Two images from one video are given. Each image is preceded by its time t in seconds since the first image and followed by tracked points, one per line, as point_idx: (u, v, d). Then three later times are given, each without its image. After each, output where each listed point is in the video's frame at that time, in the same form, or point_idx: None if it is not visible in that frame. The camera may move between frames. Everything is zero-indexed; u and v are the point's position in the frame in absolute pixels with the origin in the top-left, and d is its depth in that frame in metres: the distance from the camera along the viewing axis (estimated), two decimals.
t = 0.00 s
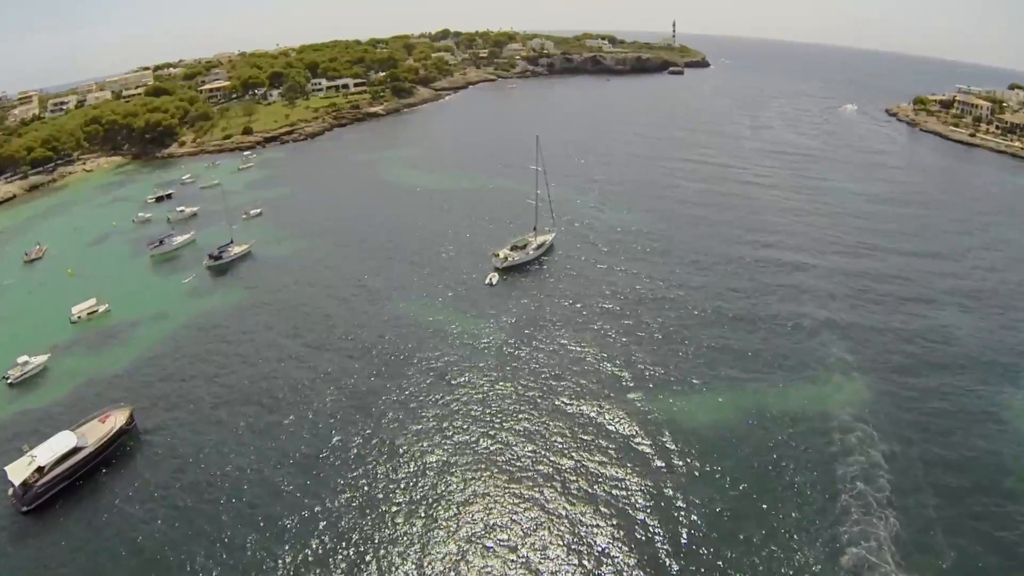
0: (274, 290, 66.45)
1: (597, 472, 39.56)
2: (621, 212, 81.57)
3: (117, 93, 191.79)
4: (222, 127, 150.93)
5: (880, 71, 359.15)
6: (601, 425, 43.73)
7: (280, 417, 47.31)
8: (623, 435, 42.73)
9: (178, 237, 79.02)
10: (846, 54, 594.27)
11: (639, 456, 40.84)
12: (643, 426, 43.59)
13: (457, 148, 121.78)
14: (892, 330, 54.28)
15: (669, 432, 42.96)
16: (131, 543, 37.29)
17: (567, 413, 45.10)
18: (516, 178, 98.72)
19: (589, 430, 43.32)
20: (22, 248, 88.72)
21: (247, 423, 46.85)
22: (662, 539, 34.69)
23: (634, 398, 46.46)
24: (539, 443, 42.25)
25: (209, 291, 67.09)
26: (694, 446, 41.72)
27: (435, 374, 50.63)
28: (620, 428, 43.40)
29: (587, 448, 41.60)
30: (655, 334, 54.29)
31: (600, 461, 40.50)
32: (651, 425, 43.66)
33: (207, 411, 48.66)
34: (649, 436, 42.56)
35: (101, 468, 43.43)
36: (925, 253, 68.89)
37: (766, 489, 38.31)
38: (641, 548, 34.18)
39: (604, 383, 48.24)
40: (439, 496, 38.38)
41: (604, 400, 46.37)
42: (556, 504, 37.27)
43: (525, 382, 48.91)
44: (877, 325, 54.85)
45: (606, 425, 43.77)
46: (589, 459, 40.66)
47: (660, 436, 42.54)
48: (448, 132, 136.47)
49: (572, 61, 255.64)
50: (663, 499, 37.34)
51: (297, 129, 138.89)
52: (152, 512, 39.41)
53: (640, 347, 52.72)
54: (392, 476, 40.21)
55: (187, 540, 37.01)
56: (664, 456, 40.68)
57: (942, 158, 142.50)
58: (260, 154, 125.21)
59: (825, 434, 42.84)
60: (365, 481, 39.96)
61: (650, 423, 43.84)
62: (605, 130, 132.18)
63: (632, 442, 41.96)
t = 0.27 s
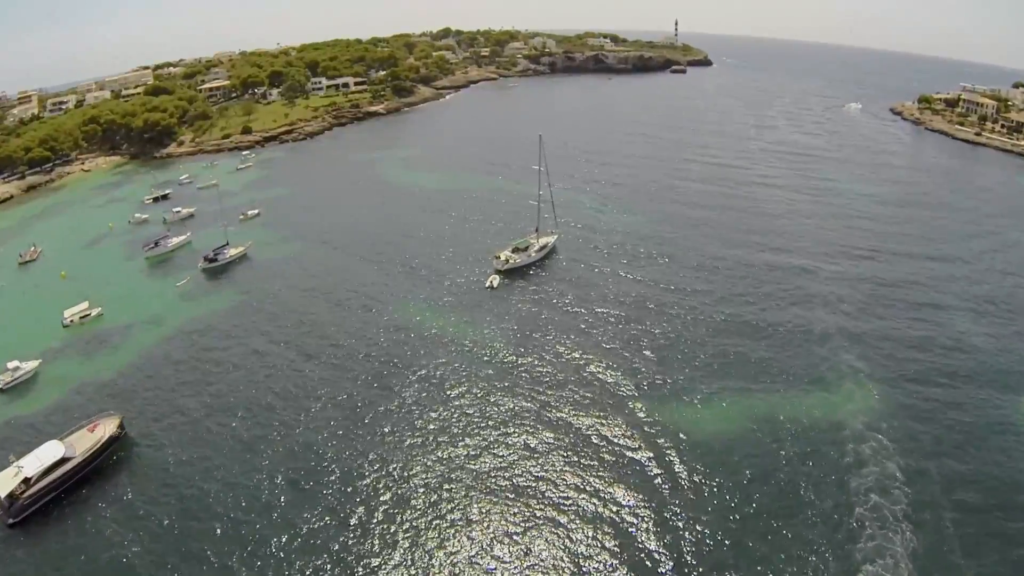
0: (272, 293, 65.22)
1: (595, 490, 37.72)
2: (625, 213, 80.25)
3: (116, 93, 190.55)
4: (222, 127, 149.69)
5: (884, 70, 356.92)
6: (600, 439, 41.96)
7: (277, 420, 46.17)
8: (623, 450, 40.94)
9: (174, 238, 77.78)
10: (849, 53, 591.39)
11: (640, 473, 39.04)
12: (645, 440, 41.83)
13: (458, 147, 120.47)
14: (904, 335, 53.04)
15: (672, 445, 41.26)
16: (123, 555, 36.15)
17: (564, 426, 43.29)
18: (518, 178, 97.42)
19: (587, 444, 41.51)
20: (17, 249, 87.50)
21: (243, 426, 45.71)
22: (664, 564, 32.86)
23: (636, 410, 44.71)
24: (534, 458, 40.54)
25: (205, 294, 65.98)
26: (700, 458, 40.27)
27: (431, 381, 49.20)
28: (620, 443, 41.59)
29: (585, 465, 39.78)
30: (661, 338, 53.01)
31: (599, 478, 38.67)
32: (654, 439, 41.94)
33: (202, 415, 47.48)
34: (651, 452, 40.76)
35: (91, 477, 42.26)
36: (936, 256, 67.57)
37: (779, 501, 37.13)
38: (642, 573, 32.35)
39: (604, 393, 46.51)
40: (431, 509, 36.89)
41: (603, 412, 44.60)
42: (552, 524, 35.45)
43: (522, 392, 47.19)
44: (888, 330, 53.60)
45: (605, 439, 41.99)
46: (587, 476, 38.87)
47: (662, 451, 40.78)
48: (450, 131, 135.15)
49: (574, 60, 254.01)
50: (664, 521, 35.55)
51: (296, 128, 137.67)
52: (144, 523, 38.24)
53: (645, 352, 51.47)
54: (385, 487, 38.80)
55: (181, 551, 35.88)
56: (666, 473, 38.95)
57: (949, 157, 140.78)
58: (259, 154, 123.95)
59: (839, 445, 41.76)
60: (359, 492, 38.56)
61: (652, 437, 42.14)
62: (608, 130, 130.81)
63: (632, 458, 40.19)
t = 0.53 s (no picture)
0: (267, 295, 63.88)
1: (593, 512, 35.77)
2: (628, 216, 78.95)
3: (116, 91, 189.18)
4: (221, 126, 148.36)
5: (887, 71, 355.40)
6: (599, 457, 40.02)
7: (272, 428, 44.92)
8: (623, 468, 39.01)
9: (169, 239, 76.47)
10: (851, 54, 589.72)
11: (640, 493, 37.11)
12: (646, 457, 39.99)
13: (459, 147, 119.21)
14: (915, 344, 51.82)
15: (675, 464, 39.39)
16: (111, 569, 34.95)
17: (561, 443, 41.37)
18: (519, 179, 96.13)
19: (585, 462, 39.61)
20: (11, 249, 86.15)
21: (236, 434, 44.42)
22: None
23: (637, 425, 42.88)
24: (530, 475, 38.69)
25: (199, 297, 64.60)
26: (706, 474, 38.79)
27: (426, 390, 47.54)
28: (619, 461, 39.68)
29: (583, 484, 37.83)
30: (666, 346, 51.64)
31: (597, 498, 36.73)
32: (656, 456, 40.10)
33: (194, 423, 46.22)
34: (652, 471, 38.86)
35: (77, 488, 40.88)
36: (945, 262, 66.31)
37: (789, 518, 35.91)
38: None
39: (603, 407, 44.74)
40: (426, 524, 35.26)
41: (602, 428, 42.69)
42: (548, 548, 33.50)
43: (519, 404, 45.43)
44: (898, 338, 52.41)
45: (603, 457, 40.06)
46: (585, 497, 36.94)
47: (665, 470, 38.89)
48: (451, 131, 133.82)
49: (577, 60, 252.66)
50: (666, 546, 33.60)
51: (296, 128, 136.41)
52: (133, 535, 37.03)
53: (649, 360, 50.13)
54: (378, 501, 37.18)
55: (172, 565, 34.70)
56: (668, 494, 37.07)
57: (954, 160, 139.41)
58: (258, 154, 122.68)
59: (850, 459, 40.59)
60: (351, 505, 37.01)
61: (656, 451, 40.48)
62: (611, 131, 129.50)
63: (632, 477, 38.24)
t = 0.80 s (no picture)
0: (264, 299, 62.67)
1: (593, 532, 34.21)
2: (632, 217, 77.66)
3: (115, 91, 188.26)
4: (220, 126, 147.22)
5: (890, 70, 353.45)
6: (597, 475, 38.24)
7: (265, 437, 43.66)
8: (622, 487, 37.22)
9: (164, 241, 75.25)
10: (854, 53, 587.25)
11: (641, 515, 35.29)
12: (648, 475, 38.21)
13: (460, 147, 118.02)
14: (927, 349, 50.55)
15: (679, 482, 37.59)
16: None
17: (558, 460, 39.57)
18: (521, 180, 94.82)
19: (583, 481, 37.81)
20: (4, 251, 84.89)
21: (229, 444, 43.17)
22: None
23: (637, 440, 41.07)
24: (527, 491, 37.23)
25: (194, 301, 63.28)
26: (713, 487, 37.34)
27: (421, 402, 45.90)
28: (619, 479, 37.89)
29: (580, 505, 36.03)
30: (671, 352, 50.28)
31: (597, 517, 35.17)
32: (658, 473, 38.32)
33: (187, 432, 44.97)
34: (654, 490, 37.04)
35: (64, 501, 39.57)
36: (956, 264, 64.93)
37: (802, 533, 34.60)
38: None
39: (603, 421, 42.97)
40: (420, 545, 33.76)
41: (601, 444, 40.84)
42: (546, 571, 31.98)
43: (517, 414, 44.01)
44: (910, 344, 51.11)
45: (602, 474, 38.29)
46: (583, 517, 35.26)
47: (667, 489, 37.08)
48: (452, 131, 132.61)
49: (578, 59, 251.34)
50: (668, 571, 31.90)
51: (295, 128, 135.21)
52: (122, 550, 35.79)
53: (654, 367, 48.79)
54: (371, 519, 35.68)
55: None
56: (671, 513, 35.42)
57: (961, 159, 137.88)
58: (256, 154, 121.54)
59: (863, 470, 39.28)
60: (343, 524, 35.57)
61: (659, 465, 38.98)
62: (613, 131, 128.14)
63: (632, 497, 36.43)
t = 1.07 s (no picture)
0: (259, 303, 61.35)
1: (591, 556, 32.52)
2: (635, 219, 76.25)
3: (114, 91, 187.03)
4: (218, 126, 145.87)
5: (892, 70, 351.78)
6: (597, 494, 36.48)
7: (259, 445, 42.30)
8: (623, 507, 35.44)
9: (158, 244, 73.90)
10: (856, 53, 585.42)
11: (644, 539, 33.40)
12: (650, 494, 36.45)
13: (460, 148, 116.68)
14: (940, 356, 49.24)
15: (684, 503, 35.71)
16: None
17: (557, 479, 37.69)
18: (522, 181, 93.42)
19: (582, 499, 36.14)
20: None
21: (221, 452, 41.85)
22: None
23: (640, 457, 39.21)
24: (523, 510, 35.56)
25: (188, 305, 61.98)
26: (719, 504, 35.77)
27: (415, 412, 44.13)
28: (619, 499, 36.11)
29: (580, 529, 34.14)
30: (677, 359, 48.91)
31: (596, 539, 33.48)
32: (661, 491, 36.56)
33: (178, 440, 43.65)
34: (657, 512, 35.12)
35: (50, 515, 38.20)
36: (966, 268, 63.56)
37: (814, 551, 33.19)
38: None
39: (603, 434, 41.25)
40: (413, 570, 32.12)
41: (601, 462, 38.96)
42: None
43: (515, 426, 42.40)
44: (921, 351, 49.79)
45: (602, 493, 36.52)
46: (581, 539, 33.56)
47: (672, 511, 35.18)
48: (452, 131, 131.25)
49: (580, 59, 249.95)
50: None
51: (294, 128, 133.90)
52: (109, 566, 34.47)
53: (659, 374, 47.45)
54: (362, 541, 34.03)
55: None
56: (674, 534, 33.74)
57: (967, 160, 136.41)
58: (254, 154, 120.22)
59: (877, 483, 37.92)
60: (333, 544, 34.01)
61: (661, 481, 37.36)
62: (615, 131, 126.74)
63: (634, 519, 34.52)
